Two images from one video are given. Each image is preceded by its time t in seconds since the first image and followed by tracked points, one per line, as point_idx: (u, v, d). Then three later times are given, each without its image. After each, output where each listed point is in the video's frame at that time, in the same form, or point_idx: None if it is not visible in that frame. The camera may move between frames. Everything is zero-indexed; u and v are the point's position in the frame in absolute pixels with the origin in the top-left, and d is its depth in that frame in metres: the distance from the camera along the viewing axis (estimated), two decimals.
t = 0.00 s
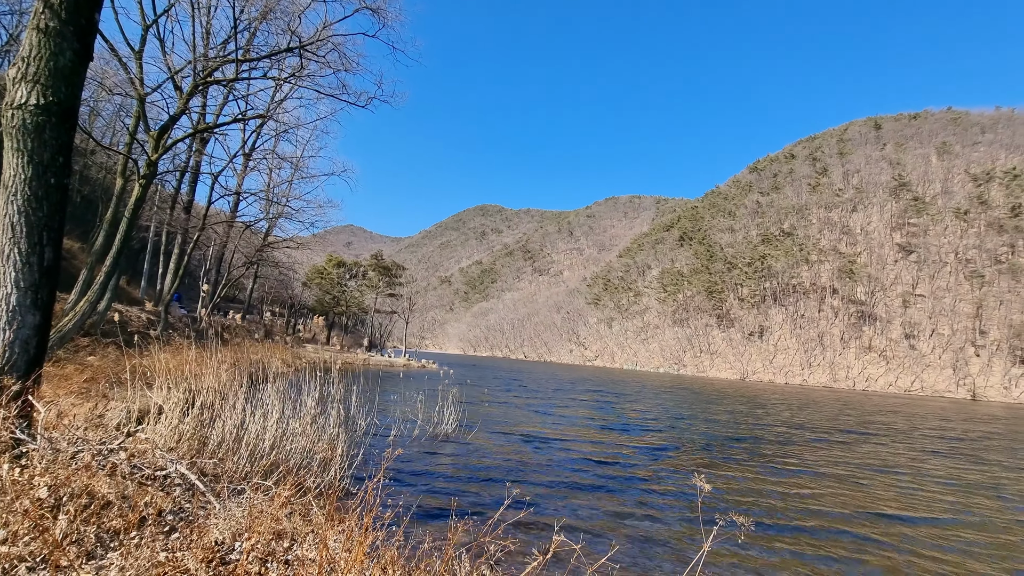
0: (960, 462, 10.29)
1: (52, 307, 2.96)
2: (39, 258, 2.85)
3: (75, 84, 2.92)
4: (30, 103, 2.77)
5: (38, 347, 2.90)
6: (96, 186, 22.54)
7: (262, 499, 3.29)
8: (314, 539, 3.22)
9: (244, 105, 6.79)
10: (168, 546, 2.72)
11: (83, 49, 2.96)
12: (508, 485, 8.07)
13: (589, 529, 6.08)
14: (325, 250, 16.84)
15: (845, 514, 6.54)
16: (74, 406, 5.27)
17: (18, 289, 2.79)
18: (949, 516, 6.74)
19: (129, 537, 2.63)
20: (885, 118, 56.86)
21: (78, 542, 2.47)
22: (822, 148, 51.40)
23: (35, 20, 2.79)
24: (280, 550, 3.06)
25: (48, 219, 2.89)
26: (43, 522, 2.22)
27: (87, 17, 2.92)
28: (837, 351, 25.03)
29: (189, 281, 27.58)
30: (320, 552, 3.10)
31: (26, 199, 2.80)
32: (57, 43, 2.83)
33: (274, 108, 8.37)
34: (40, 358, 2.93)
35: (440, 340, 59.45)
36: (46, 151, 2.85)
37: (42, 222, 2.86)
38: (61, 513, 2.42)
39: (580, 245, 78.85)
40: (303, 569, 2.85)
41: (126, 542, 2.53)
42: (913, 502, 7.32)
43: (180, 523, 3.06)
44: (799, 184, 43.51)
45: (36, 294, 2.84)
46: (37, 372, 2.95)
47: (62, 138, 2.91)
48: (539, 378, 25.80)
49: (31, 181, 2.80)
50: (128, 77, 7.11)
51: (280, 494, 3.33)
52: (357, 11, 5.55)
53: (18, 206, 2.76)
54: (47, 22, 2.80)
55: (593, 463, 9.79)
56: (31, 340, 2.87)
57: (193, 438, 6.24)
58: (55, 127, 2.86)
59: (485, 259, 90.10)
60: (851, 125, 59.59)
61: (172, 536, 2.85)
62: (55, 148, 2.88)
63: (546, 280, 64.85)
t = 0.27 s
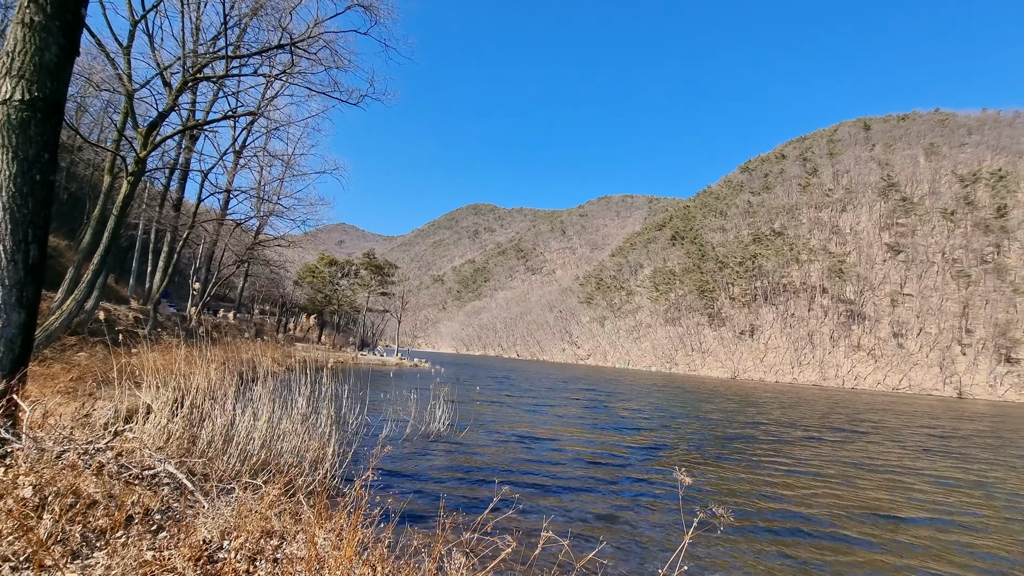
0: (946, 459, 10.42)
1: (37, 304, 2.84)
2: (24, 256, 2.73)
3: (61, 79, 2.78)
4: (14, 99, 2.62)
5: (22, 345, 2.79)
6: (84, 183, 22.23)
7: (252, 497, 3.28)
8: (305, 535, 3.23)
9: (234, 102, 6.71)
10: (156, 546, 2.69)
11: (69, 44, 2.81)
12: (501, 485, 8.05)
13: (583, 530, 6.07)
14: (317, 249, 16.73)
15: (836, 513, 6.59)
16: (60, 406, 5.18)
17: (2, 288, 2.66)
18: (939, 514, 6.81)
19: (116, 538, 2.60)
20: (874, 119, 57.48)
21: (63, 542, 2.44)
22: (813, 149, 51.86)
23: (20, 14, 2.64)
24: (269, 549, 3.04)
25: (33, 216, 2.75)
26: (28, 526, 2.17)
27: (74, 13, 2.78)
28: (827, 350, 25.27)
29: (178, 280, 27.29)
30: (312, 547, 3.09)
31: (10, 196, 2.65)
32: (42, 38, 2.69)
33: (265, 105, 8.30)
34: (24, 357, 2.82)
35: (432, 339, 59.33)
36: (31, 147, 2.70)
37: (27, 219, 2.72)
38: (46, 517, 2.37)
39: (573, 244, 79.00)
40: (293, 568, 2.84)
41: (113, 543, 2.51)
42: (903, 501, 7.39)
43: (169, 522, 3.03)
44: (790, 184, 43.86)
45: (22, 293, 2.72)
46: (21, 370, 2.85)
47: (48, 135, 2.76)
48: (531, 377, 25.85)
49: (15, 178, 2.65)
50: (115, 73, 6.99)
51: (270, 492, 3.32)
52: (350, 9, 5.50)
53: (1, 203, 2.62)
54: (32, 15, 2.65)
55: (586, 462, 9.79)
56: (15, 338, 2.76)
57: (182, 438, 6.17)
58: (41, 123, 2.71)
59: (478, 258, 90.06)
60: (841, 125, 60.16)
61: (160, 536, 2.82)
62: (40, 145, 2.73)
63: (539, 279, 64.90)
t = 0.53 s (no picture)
0: (932, 457, 10.58)
1: (24, 305, 2.76)
2: (10, 254, 2.64)
3: (48, 75, 2.73)
4: None
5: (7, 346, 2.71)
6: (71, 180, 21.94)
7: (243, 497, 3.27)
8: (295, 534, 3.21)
9: (225, 99, 6.66)
10: (145, 547, 2.69)
11: (56, 40, 2.77)
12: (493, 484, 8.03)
13: (576, 529, 6.09)
14: (308, 247, 16.64)
15: (827, 511, 6.65)
16: (46, 405, 5.12)
17: None
18: (927, 511, 6.91)
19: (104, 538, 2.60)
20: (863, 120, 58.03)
21: (50, 543, 2.45)
22: (804, 149, 52.29)
23: (5, 8, 2.59)
24: (259, 549, 3.03)
25: (20, 213, 2.67)
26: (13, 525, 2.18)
27: (61, 7, 2.73)
28: (817, 348, 25.49)
29: (168, 278, 27.00)
30: (301, 545, 3.08)
31: None
32: (28, 33, 2.64)
33: (255, 102, 8.25)
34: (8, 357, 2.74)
35: (425, 338, 59.23)
36: (17, 143, 2.62)
37: (14, 216, 2.63)
38: (31, 516, 2.37)
39: (566, 243, 79.06)
40: (282, 566, 2.83)
41: (100, 543, 2.50)
42: (892, 498, 7.48)
43: (158, 525, 3.00)
44: (781, 184, 44.18)
45: (9, 293, 2.64)
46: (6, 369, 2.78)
47: (33, 131, 2.70)
48: (524, 376, 25.87)
49: (1, 174, 2.56)
50: (104, 69, 6.92)
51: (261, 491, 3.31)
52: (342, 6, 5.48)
53: None
54: (18, 10, 2.60)
55: (578, 461, 9.80)
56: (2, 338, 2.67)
57: (172, 438, 6.11)
58: (27, 119, 2.65)
59: (471, 257, 89.92)
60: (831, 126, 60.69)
61: (149, 537, 2.80)
62: (27, 142, 2.66)
63: (532, 278, 64.96)
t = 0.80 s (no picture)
0: (916, 455, 10.76)
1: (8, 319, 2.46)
2: None
3: (35, 71, 2.48)
4: None
5: None
6: (55, 177, 21.57)
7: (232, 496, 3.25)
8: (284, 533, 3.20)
9: (214, 96, 6.60)
10: (130, 546, 2.70)
11: (41, 36, 2.55)
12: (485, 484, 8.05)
13: (567, 529, 6.12)
14: (298, 246, 16.54)
15: (815, 509, 6.73)
16: (31, 406, 5.06)
17: None
18: (910, 507, 7.04)
19: (89, 538, 2.61)
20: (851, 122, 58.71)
21: (35, 544, 2.45)
22: (793, 150, 52.79)
23: None
24: (247, 549, 3.01)
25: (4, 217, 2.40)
26: None
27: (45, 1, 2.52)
28: (806, 348, 25.76)
29: (155, 277, 26.67)
30: (290, 544, 3.07)
31: None
32: (11, 28, 2.42)
33: (246, 99, 8.17)
34: None
35: (417, 338, 59.08)
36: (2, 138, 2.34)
37: None
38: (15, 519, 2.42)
39: (558, 243, 79.17)
40: (271, 566, 2.81)
41: (84, 544, 2.50)
42: (878, 496, 7.59)
43: (144, 522, 3.00)
44: (771, 185, 44.56)
45: None
46: None
47: (18, 128, 2.42)
48: (516, 376, 25.91)
49: None
50: (90, 65, 6.84)
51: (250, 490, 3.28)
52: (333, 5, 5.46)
53: None
54: None
55: (570, 461, 9.81)
56: None
57: (160, 438, 6.06)
58: (12, 116, 2.38)
59: (463, 257, 89.81)
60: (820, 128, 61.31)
61: (135, 536, 2.82)
62: (11, 139, 2.39)
63: (524, 277, 65.00)
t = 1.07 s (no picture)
0: (903, 454, 10.91)
1: None
2: None
3: (18, 68, 2.51)
4: None
5: None
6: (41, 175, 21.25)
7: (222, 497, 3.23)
8: (274, 532, 3.19)
9: (204, 94, 6.54)
10: (117, 549, 2.67)
11: (26, 31, 2.55)
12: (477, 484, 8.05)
13: (560, 529, 6.13)
14: (289, 245, 16.44)
15: (806, 508, 6.79)
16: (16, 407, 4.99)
17: None
18: (897, 505, 7.14)
19: (76, 541, 2.58)
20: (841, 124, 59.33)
21: (20, 549, 2.41)
22: (783, 151, 53.23)
23: None
24: (236, 549, 2.98)
25: None
26: None
27: None
28: (796, 347, 25.99)
29: (143, 276, 26.38)
30: (280, 544, 3.05)
31: None
32: None
33: (236, 98, 8.09)
34: None
35: (409, 338, 58.95)
36: None
37: None
38: None
39: (551, 243, 79.29)
40: (260, 567, 2.79)
41: (70, 547, 2.47)
42: (867, 494, 7.68)
43: (132, 525, 2.98)
44: (762, 185, 44.90)
45: None
46: None
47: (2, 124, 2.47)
48: (508, 375, 25.94)
49: None
50: (77, 62, 6.74)
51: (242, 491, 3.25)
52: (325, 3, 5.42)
53: None
54: None
55: (562, 461, 9.82)
56: None
57: (149, 440, 6.00)
58: None
59: (456, 256, 89.69)
60: (810, 129, 61.88)
61: (122, 539, 2.79)
62: None
63: (516, 277, 65.04)
